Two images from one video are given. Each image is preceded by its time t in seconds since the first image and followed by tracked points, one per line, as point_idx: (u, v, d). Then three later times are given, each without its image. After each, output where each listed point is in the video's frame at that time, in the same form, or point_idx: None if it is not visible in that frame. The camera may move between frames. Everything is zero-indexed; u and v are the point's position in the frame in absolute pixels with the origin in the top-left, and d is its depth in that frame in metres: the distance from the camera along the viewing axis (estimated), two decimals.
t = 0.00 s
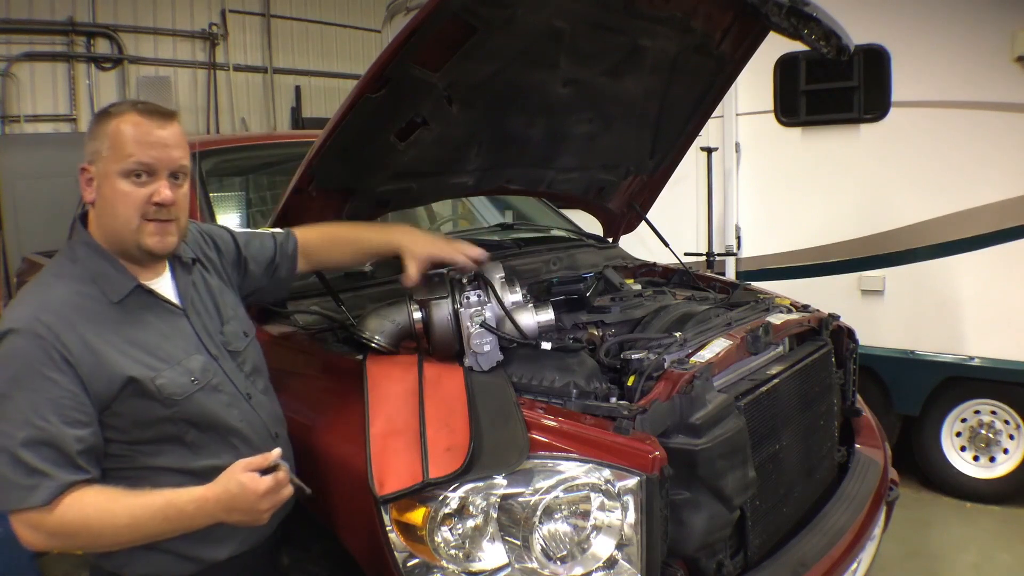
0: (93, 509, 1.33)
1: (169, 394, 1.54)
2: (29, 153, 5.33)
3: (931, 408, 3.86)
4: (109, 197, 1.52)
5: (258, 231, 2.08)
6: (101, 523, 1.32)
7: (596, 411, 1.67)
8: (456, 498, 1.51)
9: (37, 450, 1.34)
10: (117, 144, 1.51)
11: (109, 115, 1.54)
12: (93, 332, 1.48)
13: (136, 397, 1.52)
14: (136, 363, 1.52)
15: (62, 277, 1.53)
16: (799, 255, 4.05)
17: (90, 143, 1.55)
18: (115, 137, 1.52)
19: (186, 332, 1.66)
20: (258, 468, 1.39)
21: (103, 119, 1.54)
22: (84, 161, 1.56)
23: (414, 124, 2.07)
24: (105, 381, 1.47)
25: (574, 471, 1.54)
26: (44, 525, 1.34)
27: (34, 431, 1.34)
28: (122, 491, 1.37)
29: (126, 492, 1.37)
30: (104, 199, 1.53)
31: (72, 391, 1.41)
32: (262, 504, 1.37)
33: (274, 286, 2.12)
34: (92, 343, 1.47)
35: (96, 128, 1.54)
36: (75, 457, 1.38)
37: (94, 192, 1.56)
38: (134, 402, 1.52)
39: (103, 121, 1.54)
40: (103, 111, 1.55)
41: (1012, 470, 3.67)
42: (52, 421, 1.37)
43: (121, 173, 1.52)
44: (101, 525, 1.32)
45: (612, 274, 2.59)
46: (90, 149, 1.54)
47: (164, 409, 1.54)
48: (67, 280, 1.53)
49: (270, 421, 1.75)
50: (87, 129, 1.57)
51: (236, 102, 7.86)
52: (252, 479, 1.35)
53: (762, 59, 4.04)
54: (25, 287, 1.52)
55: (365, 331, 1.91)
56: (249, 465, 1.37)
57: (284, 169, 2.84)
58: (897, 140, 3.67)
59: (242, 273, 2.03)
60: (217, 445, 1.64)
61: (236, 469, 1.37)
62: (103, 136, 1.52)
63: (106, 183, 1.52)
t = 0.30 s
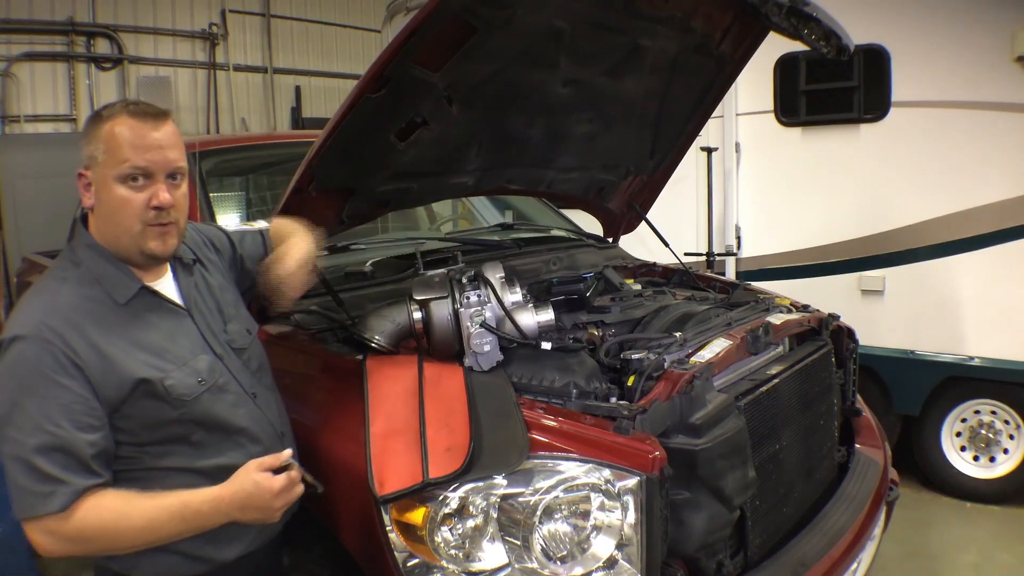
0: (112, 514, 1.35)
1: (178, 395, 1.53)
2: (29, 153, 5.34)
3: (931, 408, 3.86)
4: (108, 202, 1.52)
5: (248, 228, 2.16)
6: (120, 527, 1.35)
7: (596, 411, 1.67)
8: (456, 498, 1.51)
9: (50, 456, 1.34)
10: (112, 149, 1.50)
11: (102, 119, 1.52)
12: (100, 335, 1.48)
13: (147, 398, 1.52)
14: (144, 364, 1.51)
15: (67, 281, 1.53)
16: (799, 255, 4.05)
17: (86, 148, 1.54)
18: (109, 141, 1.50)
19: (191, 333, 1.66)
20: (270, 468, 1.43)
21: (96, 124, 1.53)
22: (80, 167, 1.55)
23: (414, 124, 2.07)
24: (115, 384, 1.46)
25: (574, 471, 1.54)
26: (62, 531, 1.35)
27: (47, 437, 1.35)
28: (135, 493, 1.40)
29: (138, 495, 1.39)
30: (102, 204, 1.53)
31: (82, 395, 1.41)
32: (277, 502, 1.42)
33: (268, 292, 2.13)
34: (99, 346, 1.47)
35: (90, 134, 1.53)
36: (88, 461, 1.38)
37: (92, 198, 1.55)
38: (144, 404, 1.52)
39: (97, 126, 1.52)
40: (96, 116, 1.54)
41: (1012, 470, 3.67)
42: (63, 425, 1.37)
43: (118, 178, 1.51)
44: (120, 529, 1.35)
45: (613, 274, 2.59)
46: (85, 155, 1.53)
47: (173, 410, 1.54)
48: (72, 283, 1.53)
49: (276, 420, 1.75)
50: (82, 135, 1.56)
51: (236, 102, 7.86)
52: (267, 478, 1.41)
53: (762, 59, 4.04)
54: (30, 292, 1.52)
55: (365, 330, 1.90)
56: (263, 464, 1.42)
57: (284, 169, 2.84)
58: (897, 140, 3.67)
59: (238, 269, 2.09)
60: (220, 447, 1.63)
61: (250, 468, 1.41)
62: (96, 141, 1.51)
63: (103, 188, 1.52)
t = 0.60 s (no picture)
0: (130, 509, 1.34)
1: (188, 391, 1.54)
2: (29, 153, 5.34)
3: (931, 408, 3.87)
4: (125, 207, 1.49)
5: (250, 236, 2.09)
6: (139, 522, 1.34)
7: (596, 411, 1.67)
8: (456, 498, 1.51)
9: (64, 454, 1.33)
10: (127, 152, 1.48)
11: (109, 124, 1.50)
12: (109, 333, 1.48)
13: (157, 395, 1.52)
14: (155, 362, 1.52)
15: (72, 282, 1.53)
16: (799, 255, 4.05)
17: (92, 154, 1.48)
18: (122, 145, 1.48)
19: (197, 332, 1.66)
20: (281, 455, 1.46)
21: (103, 129, 1.49)
22: (84, 174, 1.49)
23: (414, 124, 2.07)
24: (125, 381, 1.47)
25: (574, 471, 1.54)
26: (76, 529, 1.32)
27: (61, 436, 1.33)
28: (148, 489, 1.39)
29: (152, 490, 1.39)
30: (117, 209, 1.49)
31: (94, 393, 1.40)
32: (290, 486, 1.45)
33: (272, 294, 2.12)
34: (109, 345, 1.47)
35: (96, 139, 1.48)
36: (102, 458, 1.37)
37: (104, 205, 1.50)
38: (155, 401, 1.52)
39: (104, 131, 1.49)
40: (99, 122, 1.50)
41: (1012, 470, 3.67)
42: (76, 424, 1.35)
43: (138, 181, 1.48)
44: (139, 524, 1.34)
45: (612, 275, 2.59)
46: (91, 161, 1.48)
47: (183, 407, 1.54)
48: (77, 285, 1.53)
49: (282, 418, 1.76)
50: (81, 141, 1.50)
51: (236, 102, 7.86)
52: (280, 463, 1.44)
53: (762, 59, 4.04)
54: (35, 294, 1.51)
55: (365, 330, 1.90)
56: (274, 451, 1.44)
57: (284, 169, 2.84)
58: (897, 140, 3.67)
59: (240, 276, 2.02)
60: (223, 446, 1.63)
61: (262, 455, 1.44)
62: (107, 145, 1.48)
63: (118, 193, 1.48)
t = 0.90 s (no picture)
0: (151, 503, 1.33)
1: (209, 388, 1.54)
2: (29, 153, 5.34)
3: (931, 408, 3.87)
4: (177, 224, 1.54)
5: (261, 236, 2.10)
6: (161, 516, 1.33)
7: (596, 410, 1.67)
8: (456, 498, 1.51)
9: (87, 450, 1.33)
10: (178, 173, 1.51)
11: (154, 146, 1.50)
12: (131, 330, 1.49)
13: (179, 391, 1.52)
14: (178, 358, 1.52)
15: (93, 280, 1.53)
16: (800, 255, 4.05)
17: (137, 177, 1.48)
18: (173, 166, 1.51)
19: (216, 331, 1.66)
20: (303, 446, 1.41)
21: (150, 152, 1.49)
22: (128, 196, 1.50)
23: (414, 124, 2.08)
24: (149, 376, 1.47)
25: (574, 471, 1.54)
26: (96, 524, 1.32)
27: (85, 432, 1.33)
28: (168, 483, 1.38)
29: (173, 484, 1.38)
30: (166, 226, 1.54)
31: (117, 390, 1.41)
32: (313, 480, 1.39)
33: (276, 293, 2.12)
34: (132, 341, 1.47)
35: (141, 163, 1.48)
36: (126, 455, 1.37)
37: (150, 224, 1.53)
38: (176, 397, 1.52)
39: (151, 154, 1.49)
40: (142, 144, 1.49)
41: (1012, 470, 3.67)
42: (101, 420, 1.36)
43: (189, 201, 1.54)
44: (161, 518, 1.33)
45: (612, 274, 2.59)
46: (139, 184, 1.49)
47: (205, 404, 1.54)
48: (97, 283, 1.52)
49: (299, 418, 1.75)
50: (121, 164, 1.48)
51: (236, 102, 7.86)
52: (300, 456, 1.37)
53: (762, 59, 4.04)
54: (55, 293, 1.52)
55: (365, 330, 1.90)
56: (294, 443, 1.39)
57: (284, 169, 2.84)
58: (897, 140, 3.67)
59: (251, 275, 2.03)
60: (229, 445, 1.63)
61: (282, 447, 1.39)
62: (158, 168, 1.49)
63: (169, 213, 1.52)
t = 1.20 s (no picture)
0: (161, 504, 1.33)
1: (223, 391, 1.53)
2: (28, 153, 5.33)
3: (931, 408, 3.87)
4: (205, 217, 1.56)
5: (275, 237, 2.08)
6: (170, 516, 1.33)
7: (596, 410, 1.67)
8: (456, 498, 1.51)
9: (99, 449, 1.33)
10: (207, 165, 1.54)
11: (183, 139, 1.52)
12: (148, 330, 1.49)
13: (194, 394, 1.52)
14: (193, 360, 1.52)
15: (113, 279, 1.53)
16: (800, 255, 4.05)
17: (167, 171, 1.50)
18: (201, 159, 1.54)
19: (229, 334, 1.65)
20: (314, 451, 1.40)
21: (179, 145, 1.52)
22: (156, 190, 1.51)
23: (414, 124, 2.08)
24: (164, 378, 1.47)
25: (574, 471, 1.54)
26: (104, 523, 1.32)
27: (97, 431, 1.33)
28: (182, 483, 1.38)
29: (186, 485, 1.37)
30: (194, 220, 1.55)
31: (132, 390, 1.41)
32: (321, 485, 1.38)
33: (290, 295, 2.11)
34: (149, 341, 1.47)
35: (171, 155, 1.51)
36: (138, 455, 1.37)
37: (178, 219, 1.55)
38: (190, 400, 1.52)
39: (180, 147, 1.52)
40: (171, 137, 1.52)
41: (1012, 470, 3.67)
42: (114, 419, 1.36)
43: (216, 193, 1.57)
44: (170, 519, 1.33)
45: (613, 275, 2.59)
46: (168, 176, 1.51)
47: (217, 407, 1.54)
48: (116, 281, 1.53)
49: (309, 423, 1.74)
50: (149, 158, 1.50)
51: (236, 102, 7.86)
52: (311, 461, 1.37)
53: (761, 59, 4.04)
54: (74, 289, 1.52)
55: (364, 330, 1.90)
56: (305, 448, 1.38)
57: (284, 169, 2.84)
58: (898, 139, 3.67)
59: (268, 278, 2.01)
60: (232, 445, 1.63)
61: (292, 452, 1.38)
62: (188, 160, 1.52)
63: (197, 206, 1.54)
